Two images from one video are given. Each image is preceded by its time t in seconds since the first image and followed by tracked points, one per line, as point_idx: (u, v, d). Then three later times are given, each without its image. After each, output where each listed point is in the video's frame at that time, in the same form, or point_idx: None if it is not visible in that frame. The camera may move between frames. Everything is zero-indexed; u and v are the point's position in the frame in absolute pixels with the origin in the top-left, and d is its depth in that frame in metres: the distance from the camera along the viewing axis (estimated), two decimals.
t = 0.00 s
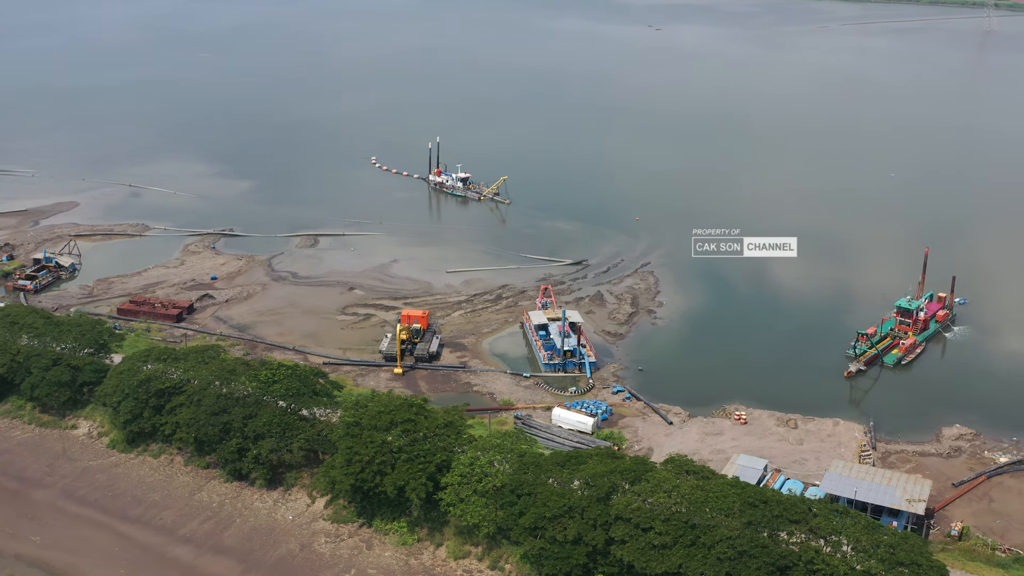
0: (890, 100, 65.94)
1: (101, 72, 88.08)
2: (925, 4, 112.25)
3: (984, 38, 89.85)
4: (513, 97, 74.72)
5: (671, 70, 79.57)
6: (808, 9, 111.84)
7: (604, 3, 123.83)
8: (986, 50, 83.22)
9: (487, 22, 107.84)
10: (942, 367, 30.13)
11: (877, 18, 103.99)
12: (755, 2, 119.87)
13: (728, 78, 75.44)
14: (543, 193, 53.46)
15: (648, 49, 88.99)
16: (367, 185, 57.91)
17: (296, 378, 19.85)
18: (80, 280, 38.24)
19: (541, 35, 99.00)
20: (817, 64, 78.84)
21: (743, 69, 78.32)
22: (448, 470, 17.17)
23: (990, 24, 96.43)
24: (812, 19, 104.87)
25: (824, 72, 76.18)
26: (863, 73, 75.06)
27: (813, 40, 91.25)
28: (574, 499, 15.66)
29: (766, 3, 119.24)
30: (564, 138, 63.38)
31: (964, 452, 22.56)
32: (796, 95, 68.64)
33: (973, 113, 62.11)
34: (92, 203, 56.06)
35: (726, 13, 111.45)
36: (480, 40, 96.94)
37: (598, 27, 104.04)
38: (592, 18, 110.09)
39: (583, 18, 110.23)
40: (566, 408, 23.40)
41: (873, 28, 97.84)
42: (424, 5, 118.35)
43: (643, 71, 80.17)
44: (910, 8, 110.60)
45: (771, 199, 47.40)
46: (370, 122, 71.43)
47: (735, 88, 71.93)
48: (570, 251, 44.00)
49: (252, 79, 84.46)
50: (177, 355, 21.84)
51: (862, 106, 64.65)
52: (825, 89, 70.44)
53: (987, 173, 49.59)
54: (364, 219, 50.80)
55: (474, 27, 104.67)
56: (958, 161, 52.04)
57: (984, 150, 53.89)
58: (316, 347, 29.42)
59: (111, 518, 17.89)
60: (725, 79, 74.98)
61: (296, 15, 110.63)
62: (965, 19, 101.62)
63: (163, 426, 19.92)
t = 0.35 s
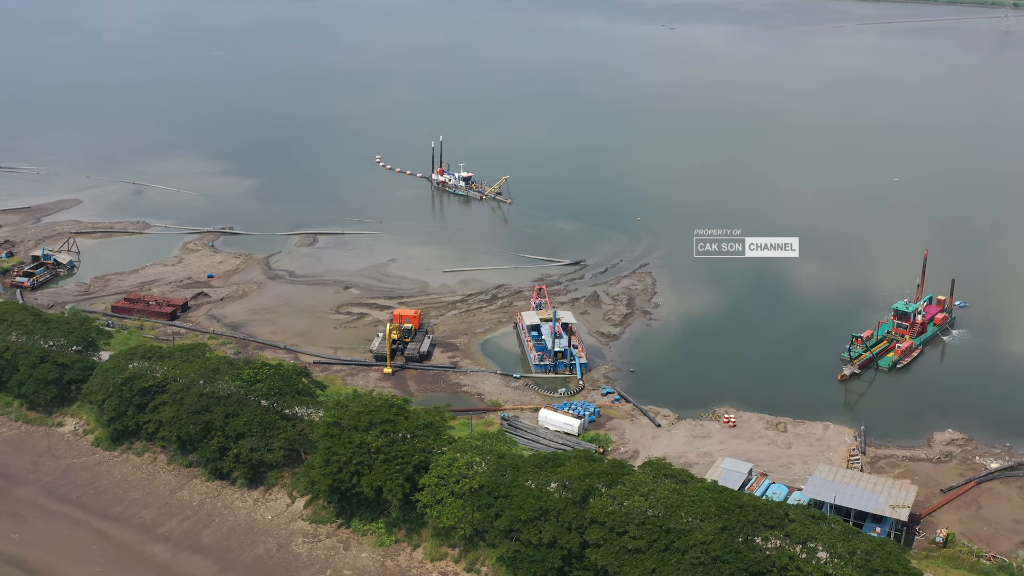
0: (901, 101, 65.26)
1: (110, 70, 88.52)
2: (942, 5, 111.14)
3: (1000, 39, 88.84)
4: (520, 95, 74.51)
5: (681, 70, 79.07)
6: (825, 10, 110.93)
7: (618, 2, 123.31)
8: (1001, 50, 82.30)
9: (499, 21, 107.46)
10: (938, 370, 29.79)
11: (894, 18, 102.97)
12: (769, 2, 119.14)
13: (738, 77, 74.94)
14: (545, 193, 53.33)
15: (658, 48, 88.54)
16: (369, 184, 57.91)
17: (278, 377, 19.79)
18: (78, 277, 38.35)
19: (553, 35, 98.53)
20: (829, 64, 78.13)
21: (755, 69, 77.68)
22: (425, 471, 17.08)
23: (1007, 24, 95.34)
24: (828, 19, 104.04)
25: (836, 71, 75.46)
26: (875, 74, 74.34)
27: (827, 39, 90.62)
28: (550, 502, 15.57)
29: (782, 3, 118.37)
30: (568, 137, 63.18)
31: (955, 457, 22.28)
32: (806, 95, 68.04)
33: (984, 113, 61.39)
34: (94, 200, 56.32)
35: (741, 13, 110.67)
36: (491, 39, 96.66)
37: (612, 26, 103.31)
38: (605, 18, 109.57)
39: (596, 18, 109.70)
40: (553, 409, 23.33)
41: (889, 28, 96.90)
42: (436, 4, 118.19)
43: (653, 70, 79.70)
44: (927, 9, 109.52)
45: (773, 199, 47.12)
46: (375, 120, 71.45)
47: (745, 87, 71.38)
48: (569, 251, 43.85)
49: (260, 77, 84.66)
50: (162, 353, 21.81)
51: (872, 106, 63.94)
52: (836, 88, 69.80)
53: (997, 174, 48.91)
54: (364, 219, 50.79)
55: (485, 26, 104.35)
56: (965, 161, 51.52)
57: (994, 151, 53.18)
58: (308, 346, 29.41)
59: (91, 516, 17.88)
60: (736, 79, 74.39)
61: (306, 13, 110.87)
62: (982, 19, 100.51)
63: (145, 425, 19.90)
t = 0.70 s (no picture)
0: (912, 101, 64.55)
1: (120, 68, 89.02)
2: (961, 6, 109.81)
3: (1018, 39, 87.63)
4: (528, 94, 74.23)
5: (691, 68, 78.44)
6: (841, 10, 109.93)
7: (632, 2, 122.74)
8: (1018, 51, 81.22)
9: (510, 20, 107.01)
10: (936, 373, 29.48)
11: (911, 18, 101.89)
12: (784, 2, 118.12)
13: (749, 76, 74.38)
14: (548, 192, 53.22)
15: (671, 47, 87.91)
16: (372, 183, 57.90)
17: (264, 376, 19.76)
18: (77, 274, 38.43)
19: (565, 33, 97.95)
20: (842, 63, 77.37)
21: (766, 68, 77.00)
22: (406, 472, 17.01)
23: None
24: (843, 19, 103.09)
25: (847, 70, 74.73)
26: (887, 73, 73.60)
27: (845, 40, 88.91)
28: (528, 504, 15.50)
29: (797, 3, 117.44)
30: (574, 137, 62.92)
31: (947, 462, 22.03)
32: (816, 94, 67.45)
33: (997, 113, 60.60)
34: (98, 198, 56.58)
35: (756, 12, 109.80)
36: (502, 39, 96.30)
37: (625, 25, 102.51)
38: (618, 16, 108.96)
39: (608, 17, 109.05)
40: (542, 411, 23.26)
41: (905, 28, 95.81)
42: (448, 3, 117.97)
43: (663, 69, 79.12)
44: (945, 9, 108.34)
45: (775, 199, 46.82)
46: (382, 119, 71.41)
47: (754, 87, 70.82)
48: (569, 251, 43.70)
49: (268, 76, 84.84)
50: (150, 351, 21.80)
51: (882, 106, 63.30)
52: (846, 87, 69.14)
53: (1005, 175, 48.32)
54: (366, 218, 50.78)
55: (496, 25, 104.03)
56: (974, 163, 50.92)
57: (1003, 153, 52.51)
58: (302, 345, 29.42)
59: (73, 513, 17.91)
60: (747, 78, 73.82)
61: (318, 12, 110.98)
62: (1001, 20, 99.20)
63: (131, 422, 19.90)
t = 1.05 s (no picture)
0: (929, 102, 63.70)
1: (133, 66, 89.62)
2: (985, 6, 108.11)
3: None
4: (540, 93, 73.93)
5: (707, 67, 77.69)
6: (863, 9, 108.61)
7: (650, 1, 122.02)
8: None
9: (527, 19, 106.45)
10: (936, 378, 29.11)
11: (933, 18, 100.45)
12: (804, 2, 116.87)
13: (764, 76, 73.65)
14: (553, 191, 53.05)
15: (687, 46, 87.18)
16: (378, 182, 57.93)
17: (251, 375, 19.75)
18: (79, 271, 38.62)
19: (581, 32, 97.27)
20: (859, 63, 76.44)
21: (782, 68, 76.18)
22: (387, 473, 16.94)
23: None
24: (864, 18, 101.84)
25: (864, 70, 73.83)
26: (904, 74, 72.67)
27: (867, 40, 87.54)
28: (507, 506, 15.43)
29: (817, 2, 116.22)
30: (582, 136, 62.65)
31: (941, 468, 21.72)
32: (829, 94, 66.68)
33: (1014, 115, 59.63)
34: (106, 195, 56.96)
35: (777, 12, 108.69)
36: (516, 38, 95.84)
37: (642, 24, 101.62)
38: (637, 14, 108.08)
39: (626, 15, 108.22)
40: (532, 412, 23.14)
41: (927, 28, 94.40)
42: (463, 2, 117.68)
43: (678, 67, 78.42)
44: (968, 9, 106.77)
45: (781, 200, 46.45)
46: (392, 118, 71.40)
47: (769, 86, 70.08)
48: (572, 251, 43.52)
49: (280, 74, 85.08)
50: (140, 348, 21.85)
51: (896, 106, 62.48)
52: (860, 87, 68.35)
53: (1020, 179, 47.49)
54: (371, 216, 50.81)
55: (513, 23, 103.58)
56: (986, 164, 50.18)
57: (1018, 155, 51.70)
58: (298, 343, 29.43)
59: (58, 510, 17.98)
60: (761, 78, 73.11)
61: (332, 10, 111.18)
62: None
63: (119, 420, 19.95)
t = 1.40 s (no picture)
0: (944, 102, 62.80)
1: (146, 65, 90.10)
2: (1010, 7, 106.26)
3: None
4: (550, 93, 73.56)
5: (720, 65, 76.90)
6: (882, 9, 107.25)
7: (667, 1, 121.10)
8: None
9: (541, 18, 105.86)
10: (935, 381, 28.80)
11: (954, 18, 98.93)
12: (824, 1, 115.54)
13: (778, 75, 72.91)
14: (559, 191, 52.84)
15: (701, 45, 86.39)
16: (384, 180, 57.92)
17: (238, 374, 19.75)
18: (81, 268, 38.81)
19: (595, 31, 96.62)
20: (876, 63, 75.49)
21: (796, 67, 75.28)
22: (369, 472, 16.91)
23: None
24: (883, 18, 100.57)
25: (880, 70, 72.93)
26: (922, 75, 71.73)
27: (885, 40, 86.38)
28: (486, 508, 15.38)
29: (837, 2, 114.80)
30: (591, 135, 62.30)
31: (935, 473, 21.46)
32: (843, 94, 65.89)
33: None
34: (113, 193, 57.30)
35: (794, 11, 107.45)
36: (529, 37, 95.36)
37: (658, 22, 100.75)
38: (652, 13, 107.28)
39: (642, 13, 107.44)
40: (523, 413, 23.08)
41: (948, 28, 92.98)
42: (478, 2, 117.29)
43: (690, 66, 77.73)
44: (990, 9, 105.13)
45: (786, 201, 46.07)
46: (401, 117, 71.32)
47: (783, 86, 69.31)
48: (574, 251, 43.34)
49: (292, 73, 85.19)
50: (131, 346, 21.90)
51: (909, 107, 61.69)
52: (875, 87, 67.54)
53: None
54: (375, 215, 50.85)
55: (527, 22, 103.03)
56: (998, 165, 49.51)
57: None
58: (294, 342, 29.47)
59: (44, 507, 18.05)
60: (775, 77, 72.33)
61: (346, 9, 111.24)
62: None
63: (108, 417, 19.99)
